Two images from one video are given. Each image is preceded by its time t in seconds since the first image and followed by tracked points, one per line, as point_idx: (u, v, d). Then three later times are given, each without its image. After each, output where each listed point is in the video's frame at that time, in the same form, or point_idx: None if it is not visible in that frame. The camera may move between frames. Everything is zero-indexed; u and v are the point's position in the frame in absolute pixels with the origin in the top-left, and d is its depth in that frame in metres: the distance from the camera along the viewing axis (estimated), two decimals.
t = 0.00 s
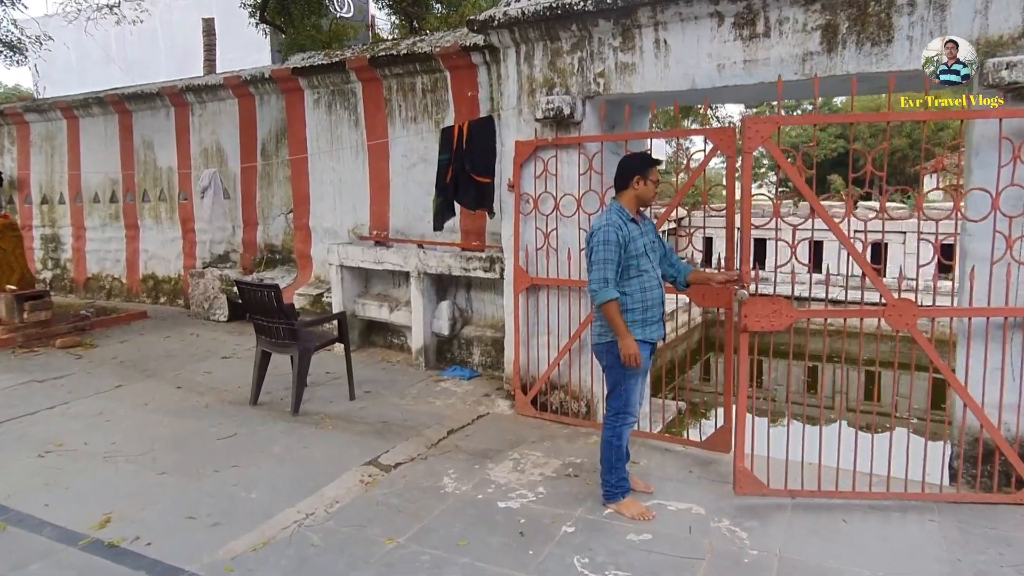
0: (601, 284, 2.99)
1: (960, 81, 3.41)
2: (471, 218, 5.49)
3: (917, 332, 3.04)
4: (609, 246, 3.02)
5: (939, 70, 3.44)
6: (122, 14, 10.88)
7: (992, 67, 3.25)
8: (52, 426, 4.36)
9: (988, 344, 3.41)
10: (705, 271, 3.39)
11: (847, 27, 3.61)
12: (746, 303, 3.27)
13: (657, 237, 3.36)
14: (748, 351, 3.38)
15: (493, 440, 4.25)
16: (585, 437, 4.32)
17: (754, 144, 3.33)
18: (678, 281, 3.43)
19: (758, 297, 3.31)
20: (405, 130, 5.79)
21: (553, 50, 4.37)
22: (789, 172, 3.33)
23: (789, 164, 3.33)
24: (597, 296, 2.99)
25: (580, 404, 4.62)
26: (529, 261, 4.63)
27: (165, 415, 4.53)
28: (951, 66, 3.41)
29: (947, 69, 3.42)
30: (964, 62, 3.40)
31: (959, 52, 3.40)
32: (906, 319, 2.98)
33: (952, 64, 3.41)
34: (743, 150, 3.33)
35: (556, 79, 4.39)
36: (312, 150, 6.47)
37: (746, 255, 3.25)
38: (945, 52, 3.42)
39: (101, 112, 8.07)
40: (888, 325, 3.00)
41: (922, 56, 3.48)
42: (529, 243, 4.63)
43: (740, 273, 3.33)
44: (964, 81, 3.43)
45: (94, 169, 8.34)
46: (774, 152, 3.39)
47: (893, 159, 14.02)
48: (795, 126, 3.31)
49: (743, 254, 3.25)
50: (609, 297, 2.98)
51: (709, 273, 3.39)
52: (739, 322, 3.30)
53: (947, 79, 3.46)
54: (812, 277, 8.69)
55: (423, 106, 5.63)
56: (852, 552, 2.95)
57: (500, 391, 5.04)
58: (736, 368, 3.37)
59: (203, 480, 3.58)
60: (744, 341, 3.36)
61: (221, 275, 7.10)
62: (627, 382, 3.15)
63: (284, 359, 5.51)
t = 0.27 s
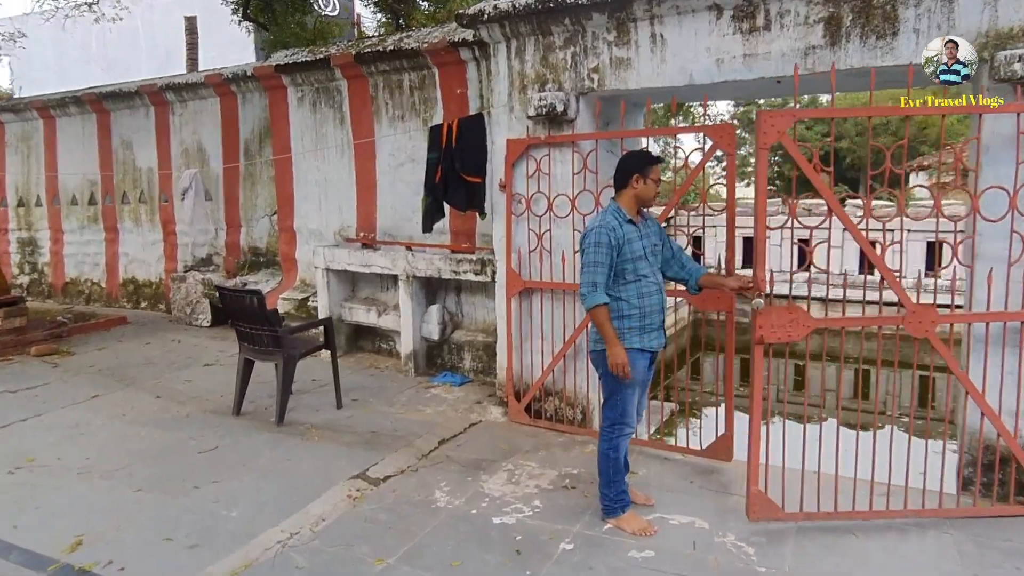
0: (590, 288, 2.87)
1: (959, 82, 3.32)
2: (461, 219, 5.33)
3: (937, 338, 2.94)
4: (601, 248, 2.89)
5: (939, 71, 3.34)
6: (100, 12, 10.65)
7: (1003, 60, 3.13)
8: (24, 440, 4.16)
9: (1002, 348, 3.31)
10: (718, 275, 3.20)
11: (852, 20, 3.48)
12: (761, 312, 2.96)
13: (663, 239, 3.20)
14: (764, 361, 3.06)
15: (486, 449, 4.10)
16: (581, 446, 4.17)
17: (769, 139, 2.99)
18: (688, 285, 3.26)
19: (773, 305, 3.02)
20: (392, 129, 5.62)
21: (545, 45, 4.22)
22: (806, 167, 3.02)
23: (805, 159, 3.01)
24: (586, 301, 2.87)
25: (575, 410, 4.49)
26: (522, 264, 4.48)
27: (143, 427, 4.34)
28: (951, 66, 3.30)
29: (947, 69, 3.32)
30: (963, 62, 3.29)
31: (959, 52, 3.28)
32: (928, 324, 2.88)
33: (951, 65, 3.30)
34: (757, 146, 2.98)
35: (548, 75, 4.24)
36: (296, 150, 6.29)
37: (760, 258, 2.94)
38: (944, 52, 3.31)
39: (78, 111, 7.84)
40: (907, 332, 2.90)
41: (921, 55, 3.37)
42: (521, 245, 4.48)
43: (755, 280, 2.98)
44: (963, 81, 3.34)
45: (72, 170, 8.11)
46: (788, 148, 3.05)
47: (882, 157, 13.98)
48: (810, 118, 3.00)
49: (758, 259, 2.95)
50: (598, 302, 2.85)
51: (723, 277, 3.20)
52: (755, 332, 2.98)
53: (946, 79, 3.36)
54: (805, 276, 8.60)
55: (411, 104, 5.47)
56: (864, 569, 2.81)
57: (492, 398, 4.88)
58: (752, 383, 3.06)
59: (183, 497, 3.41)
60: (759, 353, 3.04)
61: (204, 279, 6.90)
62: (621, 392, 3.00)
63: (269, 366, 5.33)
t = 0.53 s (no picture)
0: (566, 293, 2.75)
1: (959, 82, 3.22)
2: (439, 221, 5.18)
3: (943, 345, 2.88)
4: (579, 251, 2.75)
5: (939, 71, 3.24)
6: (64, 10, 10.33)
7: (997, 52, 3.04)
8: None
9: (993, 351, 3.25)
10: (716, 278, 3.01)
11: (839, 12, 3.38)
12: (767, 321, 2.78)
13: (654, 241, 3.04)
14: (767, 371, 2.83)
15: (468, 460, 3.95)
16: (566, 455, 4.04)
17: (774, 135, 2.69)
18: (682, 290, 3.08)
19: (777, 313, 2.82)
20: (367, 128, 5.45)
21: (524, 40, 4.08)
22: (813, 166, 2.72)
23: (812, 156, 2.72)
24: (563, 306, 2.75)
25: (558, 417, 4.35)
26: (503, 266, 4.34)
27: (107, 442, 4.14)
28: (951, 66, 3.21)
29: (947, 70, 3.22)
30: (964, 61, 3.20)
31: (959, 52, 3.18)
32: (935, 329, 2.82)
33: (951, 64, 3.20)
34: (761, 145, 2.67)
35: (527, 71, 4.10)
36: (267, 150, 6.09)
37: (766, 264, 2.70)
38: (944, 52, 3.21)
39: (41, 112, 7.57)
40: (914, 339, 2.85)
41: (921, 56, 3.27)
42: (501, 248, 4.34)
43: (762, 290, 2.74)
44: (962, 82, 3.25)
45: (35, 173, 7.83)
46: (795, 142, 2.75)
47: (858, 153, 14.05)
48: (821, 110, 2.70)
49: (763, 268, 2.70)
50: (574, 309, 2.72)
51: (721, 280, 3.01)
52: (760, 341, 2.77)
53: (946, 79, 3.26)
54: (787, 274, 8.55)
55: (385, 102, 5.30)
56: None
57: (473, 406, 4.74)
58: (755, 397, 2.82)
59: (148, 519, 3.23)
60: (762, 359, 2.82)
61: (173, 284, 6.67)
62: (603, 403, 2.86)
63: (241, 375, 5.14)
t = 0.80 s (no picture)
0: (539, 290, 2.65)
1: (960, 82, 3.07)
2: (410, 218, 5.03)
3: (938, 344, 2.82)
4: (555, 247, 2.65)
5: (938, 71, 3.10)
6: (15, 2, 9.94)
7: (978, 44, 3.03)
8: None
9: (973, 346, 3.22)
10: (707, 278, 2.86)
11: (818, 3, 3.33)
12: (770, 324, 2.52)
13: (639, 239, 2.92)
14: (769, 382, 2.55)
15: (443, 464, 3.82)
16: (543, 457, 3.93)
17: (776, 124, 2.48)
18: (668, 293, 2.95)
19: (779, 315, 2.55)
20: (334, 123, 5.29)
21: (497, 31, 3.97)
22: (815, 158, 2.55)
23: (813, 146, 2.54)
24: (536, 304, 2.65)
25: (535, 418, 4.24)
26: (477, 265, 4.22)
27: (61, 453, 3.93)
28: (951, 66, 3.06)
29: (947, 70, 3.08)
30: (964, 61, 3.05)
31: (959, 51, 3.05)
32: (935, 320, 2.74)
33: (952, 64, 3.06)
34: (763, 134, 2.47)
35: (501, 63, 3.98)
36: (230, 146, 5.88)
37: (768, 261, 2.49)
38: (944, 52, 3.07)
39: None
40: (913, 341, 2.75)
41: (920, 57, 3.14)
42: (475, 245, 4.21)
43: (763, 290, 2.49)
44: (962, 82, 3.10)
45: None
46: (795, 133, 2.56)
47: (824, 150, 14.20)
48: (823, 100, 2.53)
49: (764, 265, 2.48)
50: (547, 307, 2.62)
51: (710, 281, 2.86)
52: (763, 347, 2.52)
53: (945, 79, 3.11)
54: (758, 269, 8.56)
55: (353, 96, 5.14)
56: None
57: (447, 408, 4.61)
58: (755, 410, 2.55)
59: (104, 535, 3.04)
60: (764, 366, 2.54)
61: (132, 286, 6.42)
62: (576, 407, 2.75)
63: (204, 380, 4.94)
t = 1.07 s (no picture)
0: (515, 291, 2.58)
1: (959, 83, 2.97)
2: (379, 218, 4.88)
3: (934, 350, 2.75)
4: (538, 248, 2.56)
5: (938, 71, 2.99)
6: None
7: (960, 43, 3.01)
8: None
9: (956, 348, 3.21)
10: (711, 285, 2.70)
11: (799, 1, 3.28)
12: (780, 336, 2.33)
13: (633, 247, 2.79)
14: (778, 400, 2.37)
15: (418, 474, 3.70)
16: (521, 465, 3.82)
17: (790, 120, 2.28)
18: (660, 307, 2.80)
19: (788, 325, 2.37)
20: (300, 120, 5.11)
21: (471, 26, 3.85)
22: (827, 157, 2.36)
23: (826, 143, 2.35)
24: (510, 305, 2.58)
25: (510, 424, 4.13)
26: (450, 267, 4.09)
27: (10, 468, 3.70)
28: (950, 66, 2.96)
29: (947, 70, 2.98)
30: (964, 62, 2.96)
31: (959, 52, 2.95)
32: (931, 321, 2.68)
33: (952, 64, 2.96)
34: (775, 129, 2.26)
35: (475, 59, 3.86)
36: (190, 143, 5.66)
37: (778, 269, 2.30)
38: (944, 52, 2.97)
39: None
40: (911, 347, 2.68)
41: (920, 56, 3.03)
42: (448, 247, 4.09)
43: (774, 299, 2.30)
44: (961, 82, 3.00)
45: None
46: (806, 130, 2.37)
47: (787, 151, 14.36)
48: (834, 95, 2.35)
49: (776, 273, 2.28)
50: (519, 310, 2.54)
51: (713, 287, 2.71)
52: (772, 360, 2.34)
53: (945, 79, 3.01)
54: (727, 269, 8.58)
55: (320, 92, 4.97)
56: None
57: (419, 414, 4.48)
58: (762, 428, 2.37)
59: (58, 558, 2.85)
60: (771, 381, 2.37)
61: (86, 289, 6.15)
62: (549, 418, 2.66)
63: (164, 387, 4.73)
